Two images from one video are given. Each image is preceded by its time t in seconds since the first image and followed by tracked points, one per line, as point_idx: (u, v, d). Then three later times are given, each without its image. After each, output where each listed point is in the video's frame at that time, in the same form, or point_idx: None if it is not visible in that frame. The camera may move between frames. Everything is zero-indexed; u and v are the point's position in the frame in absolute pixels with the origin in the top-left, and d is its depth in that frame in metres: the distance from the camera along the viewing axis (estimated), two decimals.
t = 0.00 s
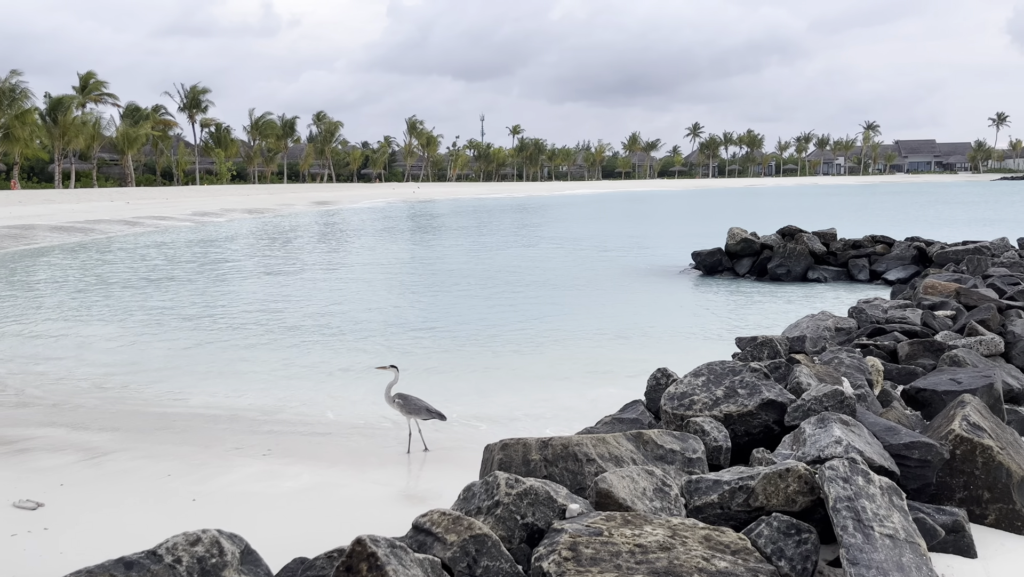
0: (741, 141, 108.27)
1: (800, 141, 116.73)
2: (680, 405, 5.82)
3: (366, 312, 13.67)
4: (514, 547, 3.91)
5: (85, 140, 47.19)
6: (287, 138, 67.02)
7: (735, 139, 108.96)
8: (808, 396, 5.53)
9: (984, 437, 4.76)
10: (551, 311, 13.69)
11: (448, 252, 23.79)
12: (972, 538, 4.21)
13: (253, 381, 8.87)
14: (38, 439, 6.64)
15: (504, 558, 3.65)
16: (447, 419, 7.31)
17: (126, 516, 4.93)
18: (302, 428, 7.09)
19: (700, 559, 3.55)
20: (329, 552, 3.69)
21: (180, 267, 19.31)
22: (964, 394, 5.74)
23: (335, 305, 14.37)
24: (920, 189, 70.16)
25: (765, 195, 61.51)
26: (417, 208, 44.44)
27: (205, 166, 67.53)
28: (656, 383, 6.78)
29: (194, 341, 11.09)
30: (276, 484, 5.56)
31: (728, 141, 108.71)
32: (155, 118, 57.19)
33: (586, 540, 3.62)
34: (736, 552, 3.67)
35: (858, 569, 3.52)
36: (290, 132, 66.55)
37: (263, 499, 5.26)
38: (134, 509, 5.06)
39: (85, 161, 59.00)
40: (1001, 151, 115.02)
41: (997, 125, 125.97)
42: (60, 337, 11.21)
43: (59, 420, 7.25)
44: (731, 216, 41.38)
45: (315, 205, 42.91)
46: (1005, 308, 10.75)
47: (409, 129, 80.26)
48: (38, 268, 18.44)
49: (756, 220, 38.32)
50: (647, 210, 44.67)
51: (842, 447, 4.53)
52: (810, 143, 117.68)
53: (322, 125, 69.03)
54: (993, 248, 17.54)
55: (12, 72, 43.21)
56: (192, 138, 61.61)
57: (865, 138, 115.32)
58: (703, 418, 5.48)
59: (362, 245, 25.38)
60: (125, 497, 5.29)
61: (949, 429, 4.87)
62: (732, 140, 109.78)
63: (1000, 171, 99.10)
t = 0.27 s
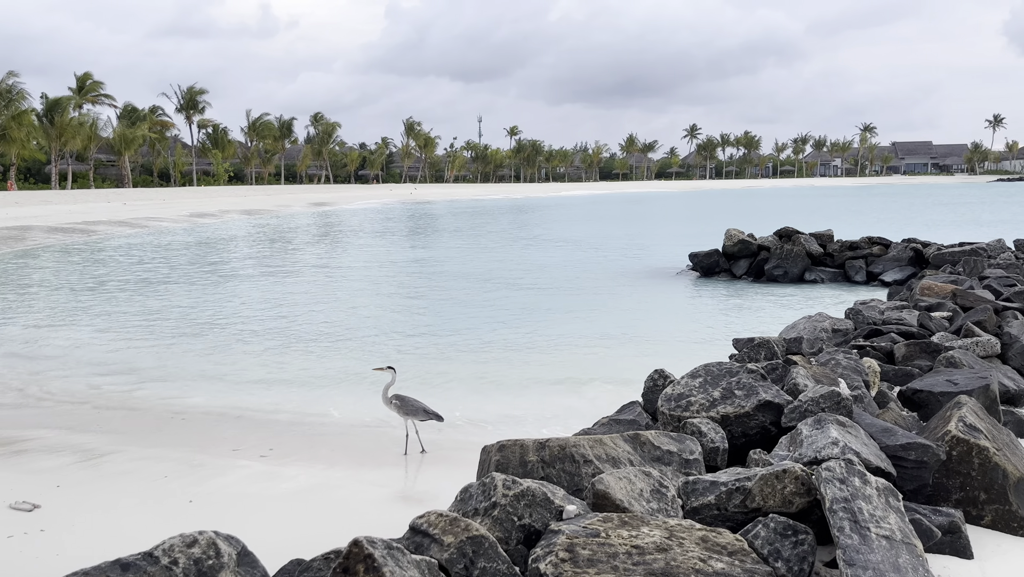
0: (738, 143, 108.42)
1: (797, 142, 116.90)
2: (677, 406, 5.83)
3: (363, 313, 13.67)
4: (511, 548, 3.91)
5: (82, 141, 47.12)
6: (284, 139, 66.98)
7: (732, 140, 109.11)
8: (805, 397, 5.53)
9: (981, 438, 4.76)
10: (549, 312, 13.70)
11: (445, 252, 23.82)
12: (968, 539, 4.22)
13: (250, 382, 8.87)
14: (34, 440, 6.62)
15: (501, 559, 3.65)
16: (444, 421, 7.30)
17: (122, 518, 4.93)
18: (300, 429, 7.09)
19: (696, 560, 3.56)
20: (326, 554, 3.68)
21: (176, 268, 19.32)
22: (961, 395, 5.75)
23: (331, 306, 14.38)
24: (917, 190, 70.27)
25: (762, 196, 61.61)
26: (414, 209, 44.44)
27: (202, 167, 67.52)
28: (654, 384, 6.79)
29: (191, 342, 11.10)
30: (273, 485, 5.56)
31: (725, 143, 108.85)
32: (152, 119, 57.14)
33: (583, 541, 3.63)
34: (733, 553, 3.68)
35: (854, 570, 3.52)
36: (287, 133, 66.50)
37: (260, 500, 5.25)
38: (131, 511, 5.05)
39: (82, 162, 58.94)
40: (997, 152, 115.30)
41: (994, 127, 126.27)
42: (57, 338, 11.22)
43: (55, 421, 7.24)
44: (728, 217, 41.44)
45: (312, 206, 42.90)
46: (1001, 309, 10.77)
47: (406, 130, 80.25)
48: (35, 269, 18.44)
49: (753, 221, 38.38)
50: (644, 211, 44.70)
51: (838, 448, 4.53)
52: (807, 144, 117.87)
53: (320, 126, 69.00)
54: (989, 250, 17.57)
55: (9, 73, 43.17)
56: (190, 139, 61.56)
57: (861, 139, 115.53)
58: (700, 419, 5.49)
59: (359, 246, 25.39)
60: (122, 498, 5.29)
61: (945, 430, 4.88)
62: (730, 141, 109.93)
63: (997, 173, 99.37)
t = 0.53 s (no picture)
0: (736, 144, 108.56)
1: (795, 144, 117.06)
2: (675, 407, 5.83)
3: (361, 315, 13.66)
4: (509, 550, 3.91)
5: (80, 141, 47.07)
6: (282, 141, 66.96)
7: (730, 142, 109.23)
8: (803, 398, 5.53)
9: (978, 439, 4.77)
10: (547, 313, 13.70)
11: (443, 254, 23.82)
12: (966, 540, 4.22)
13: (248, 383, 8.86)
14: (31, 441, 6.61)
15: (499, 560, 3.65)
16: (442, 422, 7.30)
17: (119, 519, 4.92)
18: (297, 430, 7.08)
19: (694, 562, 3.56)
20: (323, 555, 3.68)
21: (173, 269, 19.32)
22: (958, 396, 5.76)
23: (329, 308, 14.38)
24: (915, 191, 70.41)
25: (760, 197, 61.67)
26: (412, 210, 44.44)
27: (200, 168, 67.48)
28: (651, 385, 6.79)
29: (188, 343, 11.11)
30: (271, 486, 5.55)
31: (723, 144, 108.97)
32: (150, 120, 57.09)
33: (581, 543, 3.62)
34: (730, 554, 3.68)
35: (852, 571, 3.53)
36: (285, 134, 66.51)
37: (257, 502, 5.24)
38: (128, 513, 5.04)
39: (79, 162, 58.88)
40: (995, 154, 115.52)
41: (991, 128, 126.54)
42: (55, 339, 11.23)
43: (52, 423, 7.22)
44: (726, 218, 41.51)
45: (310, 207, 42.91)
46: (998, 311, 10.80)
47: (404, 131, 80.27)
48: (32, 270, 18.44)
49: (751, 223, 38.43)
50: (642, 212, 44.74)
51: (836, 449, 4.54)
52: (805, 146, 118.05)
53: (318, 127, 68.98)
54: (987, 251, 17.59)
55: (7, 74, 43.12)
56: (187, 140, 61.51)
57: (859, 141, 115.73)
58: (698, 420, 5.49)
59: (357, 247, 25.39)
60: (119, 500, 5.27)
61: (942, 431, 4.89)
62: (727, 143, 110.05)
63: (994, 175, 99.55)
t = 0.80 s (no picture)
0: (734, 145, 108.68)
1: (793, 145, 117.18)
2: (674, 409, 5.84)
3: (360, 316, 13.67)
4: (508, 551, 3.91)
5: (78, 143, 47.03)
6: (280, 142, 66.96)
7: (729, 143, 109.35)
8: (801, 399, 5.52)
9: (977, 440, 4.76)
10: (545, 315, 13.70)
11: (441, 255, 23.84)
12: (964, 542, 4.23)
13: (246, 384, 8.85)
14: (28, 443, 6.59)
15: (498, 562, 3.65)
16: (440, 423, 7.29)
17: (117, 521, 4.91)
18: (296, 431, 7.07)
19: (693, 563, 3.56)
20: (322, 556, 3.68)
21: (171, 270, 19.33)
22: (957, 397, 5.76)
23: (327, 309, 14.40)
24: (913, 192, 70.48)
25: (758, 199, 61.72)
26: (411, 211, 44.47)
27: (199, 169, 67.48)
28: (650, 386, 6.78)
29: (187, 344, 11.13)
30: (269, 488, 5.55)
31: (721, 146, 109.08)
32: (149, 121, 57.08)
33: (579, 544, 3.63)
34: (729, 555, 3.67)
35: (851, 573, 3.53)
36: (284, 135, 66.51)
37: (256, 503, 5.24)
38: (125, 514, 5.03)
39: (78, 164, 58.86)
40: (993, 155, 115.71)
41: (988, 129, 126.81)
42: (53, 340, 11.25)
43: (50, 424, 7.21)
44: (724, 220, 41.57)
45: (308, 208, 42.93)
46: (996, 312, 10.80)
47: (403, 133, 80.33)
48: (29, 271, 18.44)
49: (749, 224, 38.46)
50: (641, 214, 44.77)
51: (834, 451, 4.54)
52: (803, 147, 118.18)
53: (316, 128, 69.00)
54: (985, 252, 17.60)
55: (6, 75, 43.10)
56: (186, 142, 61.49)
57: (857, 142, 115.90)
58: (697, 421, 5.48)
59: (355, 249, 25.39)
60: (117, 501, 5.27)
61: (941, 433, 4.89)
62: (726, 144, 110.14)
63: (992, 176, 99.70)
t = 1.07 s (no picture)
0: (733, 146, 108.74)
1: (792, 146, 117.25)
2: (673, 410, 5.84)
3: (360, 316, 13.69)
4: (507, 552, 3.91)
5: (77, 143, 47.00)
6: (280, 143, 66.94)
7: (728, 144, 109.41)
8: (801, 401, 5.52)
9: (976, 442, 4.76)
10: (544, 315, 13.70)
11: (441, 256, 23.85)
12: (964, 543, 4.23)
13: (245, 385, 8.84)
14: (25, 443, 6.58)
15: (497, 563, 3.64)
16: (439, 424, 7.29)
17: (116, 521, 4.91)
18: (295, 432, 7.06)
19: (692, 564, 3.55)
20: (321, 557, 3.67)
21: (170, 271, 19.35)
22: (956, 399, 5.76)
23: (326, 309, 14.41)
24: (912, 192, 70.55)
25: (758, 200, 61.75)
26: (410, 212, 44.47)
27: (198, 170, 67.46)
28: (649, 388, 6.78)
29: (186, 344, 11.14)
30: (268, 488, 5.54)
31: (721, 147, 109.13)
32: (148, 122, 57.06)
33: (579, 545, 3.63)
34: (729, 557, 3.67)
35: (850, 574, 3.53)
36: (283, 136, 66.52)
37: (255, 504, 5.23)
38: (123, 515, 5.02)
39: (77, 164, 58.84)
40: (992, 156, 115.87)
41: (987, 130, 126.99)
42: (53, 340, 11.27)
43: (48, 425, 7.20)
44: (723, 221, 41.61)
45: (308, 209, 42.93)
46: (995, 313, 10.81)
47: (403, 134, 80.38)
48: (28, 272, 18.44)
49: (749, 225, 38.49)
50: (640, 214, 44.78)
51: (834, 452, 4.54)
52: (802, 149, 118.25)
53: (316, 129, 69.01)
54: (984, 254, 17.62)
55: (5, 75, 43.07)
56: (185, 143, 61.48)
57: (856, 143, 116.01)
58: (696, 422, 5.48)
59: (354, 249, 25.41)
60: (115, 502, 5.26)
61: (940, 434, 4.89)
62: (725, 145, 110.19)
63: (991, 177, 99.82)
